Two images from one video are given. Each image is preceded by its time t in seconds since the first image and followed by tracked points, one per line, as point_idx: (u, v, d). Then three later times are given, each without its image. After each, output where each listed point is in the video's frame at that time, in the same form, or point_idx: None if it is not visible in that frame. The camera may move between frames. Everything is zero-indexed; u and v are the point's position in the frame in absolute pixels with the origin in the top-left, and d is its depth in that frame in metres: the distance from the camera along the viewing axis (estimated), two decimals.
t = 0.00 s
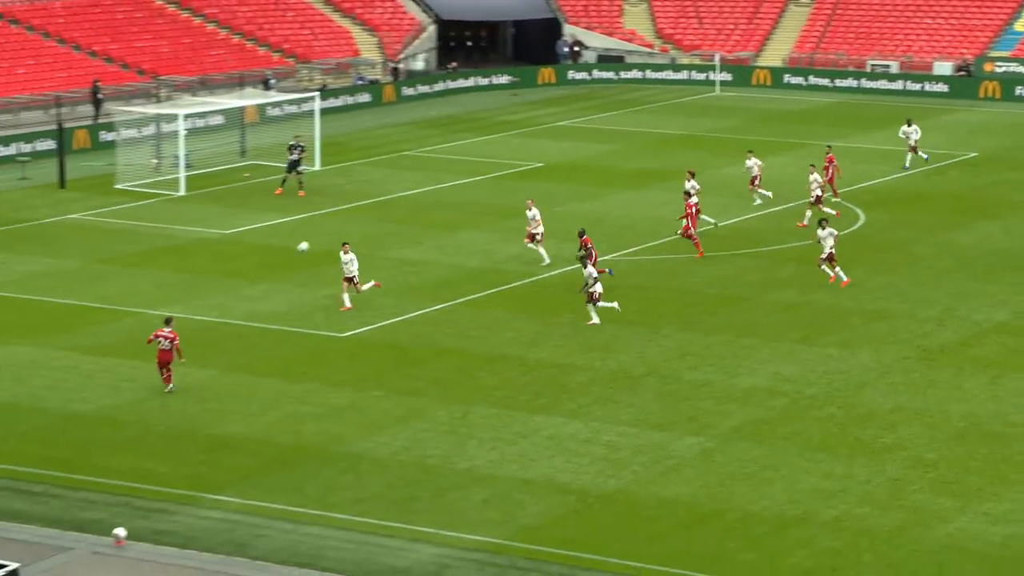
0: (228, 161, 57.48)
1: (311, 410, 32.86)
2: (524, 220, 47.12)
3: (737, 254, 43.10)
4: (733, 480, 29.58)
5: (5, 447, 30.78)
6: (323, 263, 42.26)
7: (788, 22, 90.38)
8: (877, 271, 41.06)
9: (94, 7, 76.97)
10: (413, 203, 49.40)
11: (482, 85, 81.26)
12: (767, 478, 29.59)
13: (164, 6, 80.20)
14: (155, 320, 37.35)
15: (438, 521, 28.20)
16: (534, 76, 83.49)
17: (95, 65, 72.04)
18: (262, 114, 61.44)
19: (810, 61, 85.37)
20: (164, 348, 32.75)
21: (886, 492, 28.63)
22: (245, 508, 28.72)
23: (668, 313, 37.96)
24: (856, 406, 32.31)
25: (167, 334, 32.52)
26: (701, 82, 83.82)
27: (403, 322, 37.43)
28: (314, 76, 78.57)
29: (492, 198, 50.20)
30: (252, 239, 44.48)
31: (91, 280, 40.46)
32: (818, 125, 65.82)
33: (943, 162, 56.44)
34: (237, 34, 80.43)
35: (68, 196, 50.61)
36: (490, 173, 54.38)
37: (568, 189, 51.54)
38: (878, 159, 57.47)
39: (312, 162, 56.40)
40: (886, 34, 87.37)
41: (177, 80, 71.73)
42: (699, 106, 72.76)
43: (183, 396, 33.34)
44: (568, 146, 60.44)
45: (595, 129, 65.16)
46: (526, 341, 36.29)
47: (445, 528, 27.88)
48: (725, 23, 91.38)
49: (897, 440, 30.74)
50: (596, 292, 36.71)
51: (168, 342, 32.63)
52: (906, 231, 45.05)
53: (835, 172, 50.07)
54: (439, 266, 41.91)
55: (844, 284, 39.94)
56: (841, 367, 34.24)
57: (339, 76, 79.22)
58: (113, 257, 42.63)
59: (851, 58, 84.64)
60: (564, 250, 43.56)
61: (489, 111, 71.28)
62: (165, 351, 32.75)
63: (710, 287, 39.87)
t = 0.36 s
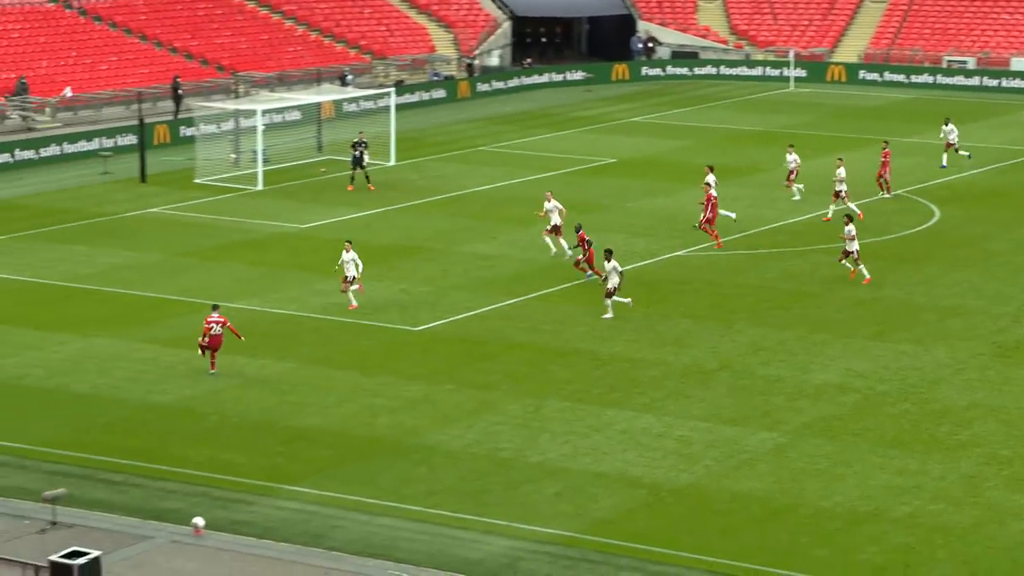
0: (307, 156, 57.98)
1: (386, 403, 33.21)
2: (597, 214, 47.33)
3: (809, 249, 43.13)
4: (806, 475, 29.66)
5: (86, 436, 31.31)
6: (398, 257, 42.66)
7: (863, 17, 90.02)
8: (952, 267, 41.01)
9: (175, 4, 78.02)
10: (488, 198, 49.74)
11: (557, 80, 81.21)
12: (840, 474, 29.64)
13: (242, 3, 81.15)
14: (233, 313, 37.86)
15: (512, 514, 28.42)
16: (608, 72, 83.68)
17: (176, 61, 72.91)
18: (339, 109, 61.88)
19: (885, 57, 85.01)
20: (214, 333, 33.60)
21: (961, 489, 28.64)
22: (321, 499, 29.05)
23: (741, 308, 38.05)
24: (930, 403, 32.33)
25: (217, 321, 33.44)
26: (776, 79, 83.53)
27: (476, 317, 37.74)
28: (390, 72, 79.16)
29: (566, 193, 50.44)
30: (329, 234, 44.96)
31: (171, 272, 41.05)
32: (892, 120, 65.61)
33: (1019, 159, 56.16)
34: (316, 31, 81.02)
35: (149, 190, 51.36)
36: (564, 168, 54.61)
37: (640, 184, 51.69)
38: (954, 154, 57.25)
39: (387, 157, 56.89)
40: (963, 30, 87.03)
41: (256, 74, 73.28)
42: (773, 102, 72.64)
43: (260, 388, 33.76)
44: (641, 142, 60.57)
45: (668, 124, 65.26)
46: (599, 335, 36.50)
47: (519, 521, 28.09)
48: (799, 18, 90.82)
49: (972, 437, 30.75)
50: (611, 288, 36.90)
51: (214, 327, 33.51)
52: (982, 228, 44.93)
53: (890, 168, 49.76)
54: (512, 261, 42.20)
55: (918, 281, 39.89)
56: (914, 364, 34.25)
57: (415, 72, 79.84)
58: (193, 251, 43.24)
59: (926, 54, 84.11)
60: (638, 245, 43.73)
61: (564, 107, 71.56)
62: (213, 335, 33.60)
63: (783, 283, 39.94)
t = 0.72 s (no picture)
0: (361, 157, 58.17)
1: (439, 404, 33.25)
2: (652, 216, 47.26)
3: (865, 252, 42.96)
4: (861, 479, 29.51)
5: (142, 436, 31.49)
6: (451, 258, 42.77)
7: (921, 17, 89.55)
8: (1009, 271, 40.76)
9: (231, 6, 78.43)
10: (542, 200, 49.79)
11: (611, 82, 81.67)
12: (896, 478, 29.46)
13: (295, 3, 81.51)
14: (288, 314, 38.05)
15: (565, 515, 28.39)
16: (663, 73, 83.78)
17: (233, 63, 73.39)
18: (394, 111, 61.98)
19: (942, 59, 83.08)
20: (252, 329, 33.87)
21: (1018, 494, 28.44)
22: (374, 500, 29.09)
23: (795, 311, 37.91)
24: (986, 407, 32.15)
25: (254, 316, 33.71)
26: (832, 80, 83.79)
27: (529, 318, 37.76)
28: (445, 74, 79.19)
29: (620, 195, 50.41)
30: (383, 235, 45.13)
31: (226, 272, 41.29)
32: (948, 122, 65.25)
33: None
34: (370, 32, 81.27)
35: (205, 191, 51.67)
36: (618, 170, 54.57)
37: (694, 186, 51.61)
38: (1012, 157, 56.87)
39: (441, 159, 57.02)
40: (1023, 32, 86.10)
41: (312, 76, 73.48)
42: (829, 104, 72.35)
43: (314, 388, 33.88)
44: (696, 143, 60.45)
45: (723, 126, 65.12)
46: (653, 337, 36.45)
47: (572, 523, 28.05)
48: (856, 20, 90.19)
49: None
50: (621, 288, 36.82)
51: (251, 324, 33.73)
52: None
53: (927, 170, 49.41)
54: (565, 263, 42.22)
55: (974, 284, 39.69)
56: (971, 368, 34.08)
57: (470, 73, 79.83)
58: (248, 251, 43.47)
59: (985, 55, 82.23)
60: (692, 247, 43.65)
61: (618, 108, 71.52)
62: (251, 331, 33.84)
63: (838, 285, 39.79)
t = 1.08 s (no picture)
0: (404, 163, 58.47)
1: (483, 409, 33.28)
2: (697, 222, 47.17)
3: (910, 258, 42.77)
4: (907, 486, 29.38)
5: (188, 439, 31.65)
6: (495, 263, 42.82)
7: (969, 23, 88.68)
8: None
9: (278, 12, 78.80)
10: (587, 205, 49.78)
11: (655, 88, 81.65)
12: (941, 485, 29.32)
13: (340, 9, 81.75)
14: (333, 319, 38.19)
15: (609, 521, 28.36)
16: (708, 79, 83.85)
17: (278, 69, 73.72)
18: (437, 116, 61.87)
19: (991, 64, 83.25)
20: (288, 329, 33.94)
21: None
22: (418, 504, 29.12)
23: (841, 317, 37.77)
24: None
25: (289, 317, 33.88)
26: (879, 85, 83.41)
27: (573, 324, 37.75)
28: (489, 79, 79.41)
29: (665, 201, 50.33)
30: (428, 240, 45.22)
31: (272, 277, 41.48)
32: (996, 128, 64.83)
33: None
34: (415, 38, 81.49)
35: (251, 197, 51.90)
36: (662, 175, 54.52)
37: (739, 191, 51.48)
38: None
39: (485, 165, 57.10)
40: None
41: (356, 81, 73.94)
42: (875, 109, 71.98)
43: (358, 393, 33.97)
44: (740, 149, 60.28)
45: (768, 132, 64.96)
46: (697, 343, 36.39)
47: (616, 529, 28.02)
48: (903, 25, 89.35)
49: None
50: (630, 296, 37.05)
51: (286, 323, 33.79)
52: None
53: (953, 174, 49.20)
54: (610, 268, 42.20)
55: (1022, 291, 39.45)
56: (1018, 375, 33.90)
57: (514, 78, 79.96)
58: (294, 255, 43.65)
59: None
60: (737, 253, 43.53)
61: (663, 114, 71.35)
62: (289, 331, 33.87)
63: (884, 292, 39.63)
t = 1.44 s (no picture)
0: (437, 170, 58.64)
1: (517, 415, 33.26)
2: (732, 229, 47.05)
3: (947, 265, 42.56)
4: (943, 494, 29.23)
5: (222, 444, 31.73)
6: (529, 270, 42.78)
7: (1007, 29, 87.85)
8: None
9: (314, 18, 78.97)
10: (622, 211, 49.73)
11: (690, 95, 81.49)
12: (978, 494, 29.17)
13: (375, 15, 81.85)
14: (367, 325, 38.24)
15: (644, 528, 28.29)
16: (743, 85, 83.54)
17: (314, 75, 73.94)
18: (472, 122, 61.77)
19: None
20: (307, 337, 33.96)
21: None
22: (453, 511, 29.11)
23: (876, 325, 37.63)
24: None
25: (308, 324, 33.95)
26: (916, 92, 82.94)
27: (607, 331, 37.70)
28: (523, 86, 79.48)
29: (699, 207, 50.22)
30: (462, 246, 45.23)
31: (307, 283, 41.56)
32: None
33: None
34: (450, 44, 81.56)
35: (286, 203, 52.03)
36: (696, 182, 54.42)
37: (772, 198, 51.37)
38: None
39: (519, 171, 57.09)
40: None
41: (391, 87, 74.15)
42: (912, 116, 71.69)
43: (392, 399, 33.99)
44: (775, 156, 60.11)
45: (803, 138, 64.79)
46: (731, 350, 36.29)
47: (650, 536, 27.95)
48: (940, 31, 88.90)
49: None
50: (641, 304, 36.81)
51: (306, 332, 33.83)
52: None
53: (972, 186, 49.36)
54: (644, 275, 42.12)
55: None
56: None
57: (549, 85, 80.27)
58: (328, 261, 43.73)
59: None
60: (772, 259, 43.40)
61: (697, 120, 71.25)
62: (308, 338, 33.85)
63: (920, 299, 39.47)
